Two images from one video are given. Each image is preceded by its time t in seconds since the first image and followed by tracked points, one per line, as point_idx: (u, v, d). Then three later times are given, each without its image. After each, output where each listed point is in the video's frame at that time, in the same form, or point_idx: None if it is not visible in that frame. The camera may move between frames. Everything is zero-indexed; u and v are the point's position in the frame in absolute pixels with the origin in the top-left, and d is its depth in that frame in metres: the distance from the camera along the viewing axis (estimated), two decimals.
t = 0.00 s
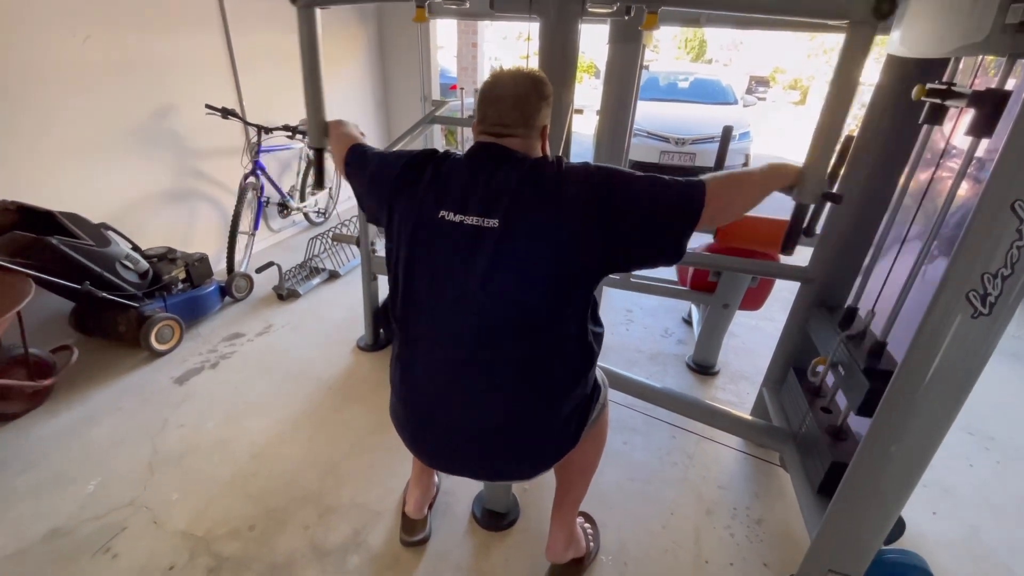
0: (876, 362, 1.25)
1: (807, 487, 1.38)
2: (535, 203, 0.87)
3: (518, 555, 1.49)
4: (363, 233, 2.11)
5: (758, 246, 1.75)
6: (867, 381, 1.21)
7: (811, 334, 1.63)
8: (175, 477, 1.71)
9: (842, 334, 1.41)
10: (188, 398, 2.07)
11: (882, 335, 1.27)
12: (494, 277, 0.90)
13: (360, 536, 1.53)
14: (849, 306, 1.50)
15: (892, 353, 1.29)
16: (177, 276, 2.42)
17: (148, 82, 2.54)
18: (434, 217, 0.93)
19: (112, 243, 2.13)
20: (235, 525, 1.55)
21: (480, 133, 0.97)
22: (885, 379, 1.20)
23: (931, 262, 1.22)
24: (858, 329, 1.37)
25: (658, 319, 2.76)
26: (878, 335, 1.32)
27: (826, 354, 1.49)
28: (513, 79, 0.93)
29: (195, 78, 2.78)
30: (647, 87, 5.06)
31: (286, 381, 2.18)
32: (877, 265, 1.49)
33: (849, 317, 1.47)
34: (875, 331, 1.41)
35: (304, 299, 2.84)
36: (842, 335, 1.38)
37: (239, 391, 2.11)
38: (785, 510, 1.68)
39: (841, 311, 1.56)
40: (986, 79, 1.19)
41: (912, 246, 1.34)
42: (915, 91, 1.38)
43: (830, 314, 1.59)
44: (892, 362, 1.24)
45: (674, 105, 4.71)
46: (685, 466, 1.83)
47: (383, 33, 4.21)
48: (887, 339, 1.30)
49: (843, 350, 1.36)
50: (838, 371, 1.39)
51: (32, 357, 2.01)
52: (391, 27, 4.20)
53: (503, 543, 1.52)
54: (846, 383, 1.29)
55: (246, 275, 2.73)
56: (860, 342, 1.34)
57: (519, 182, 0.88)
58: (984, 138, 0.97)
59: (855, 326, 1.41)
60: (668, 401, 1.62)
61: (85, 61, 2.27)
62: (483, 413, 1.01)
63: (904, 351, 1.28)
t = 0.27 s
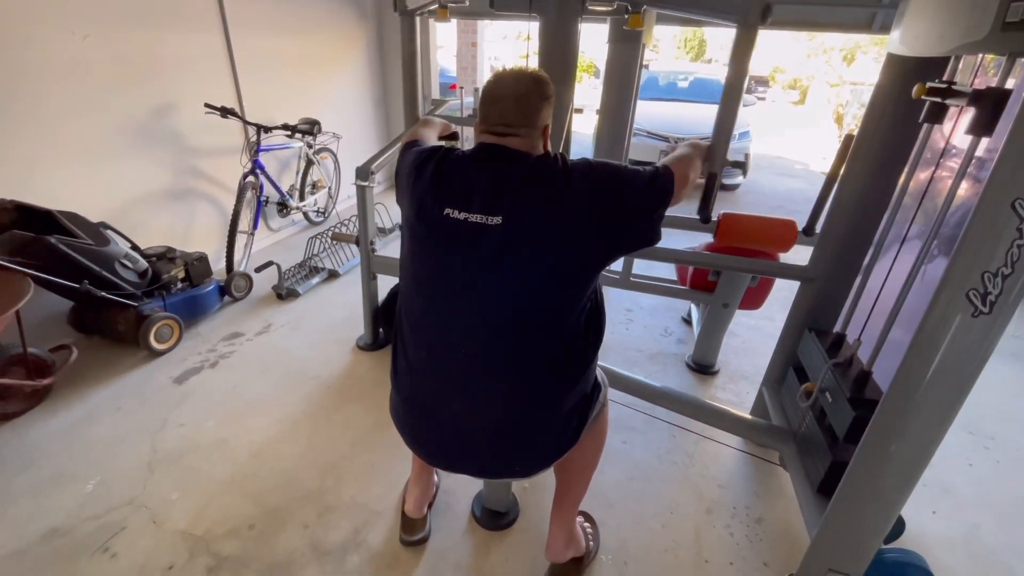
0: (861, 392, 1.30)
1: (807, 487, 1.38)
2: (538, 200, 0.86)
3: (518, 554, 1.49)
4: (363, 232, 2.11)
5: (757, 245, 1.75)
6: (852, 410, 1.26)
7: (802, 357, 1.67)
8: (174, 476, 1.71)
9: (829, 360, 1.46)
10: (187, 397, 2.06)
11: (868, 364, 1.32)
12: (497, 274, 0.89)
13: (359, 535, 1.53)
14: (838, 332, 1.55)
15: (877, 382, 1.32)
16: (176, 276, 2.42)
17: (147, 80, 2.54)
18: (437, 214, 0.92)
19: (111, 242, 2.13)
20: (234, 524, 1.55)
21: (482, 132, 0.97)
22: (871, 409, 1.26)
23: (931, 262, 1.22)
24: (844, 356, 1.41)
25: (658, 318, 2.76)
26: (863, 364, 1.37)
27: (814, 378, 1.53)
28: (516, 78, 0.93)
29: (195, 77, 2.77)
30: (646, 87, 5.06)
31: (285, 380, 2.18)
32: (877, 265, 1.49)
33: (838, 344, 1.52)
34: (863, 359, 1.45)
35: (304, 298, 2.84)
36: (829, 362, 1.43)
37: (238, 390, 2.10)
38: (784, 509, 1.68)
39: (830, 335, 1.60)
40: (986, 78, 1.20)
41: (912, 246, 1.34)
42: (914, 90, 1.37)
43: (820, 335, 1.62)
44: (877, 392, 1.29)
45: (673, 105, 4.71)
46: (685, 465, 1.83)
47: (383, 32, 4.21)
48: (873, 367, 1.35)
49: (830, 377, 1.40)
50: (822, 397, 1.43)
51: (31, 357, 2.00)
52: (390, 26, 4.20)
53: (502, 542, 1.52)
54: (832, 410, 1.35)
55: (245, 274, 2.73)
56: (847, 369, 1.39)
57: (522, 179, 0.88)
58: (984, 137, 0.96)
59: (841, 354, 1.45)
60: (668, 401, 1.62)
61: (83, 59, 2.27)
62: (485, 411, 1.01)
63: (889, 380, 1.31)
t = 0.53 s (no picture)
0: (854, 404, 1.32)
1: (806, 486, 1.38)
2: (538, 200, 0.86)
3: (518, 553, 1.49)
4: (362, 231, 2.11)
5: (757, 244, 1.75)
6: (845, 422, 1.28)
7: (797, 365, 1.68)
8: (174, 475, 1.70)
9: (824, 371, 1.47)
10: (187, 396, 2.06)
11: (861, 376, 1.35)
12: (497, 274, 0.89)
13: (359, 535, 1.52)
14: (833, 344, 1.59)
15: (869, 394, 1.35)
16: (175, 275, 2.41)
17: (146, 79, 2.53)
18: (437, 214, 0.92)
19: (109, 242, 2.12)
20: (234, 524, 1.54)
21: (482, 133, 0.97)
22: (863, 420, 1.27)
23: (930, 261, 1.22)
24: (839, 368, 1.43)
25: (657, 317, 2.76)
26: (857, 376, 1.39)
27: (809, 388, 1.54)
28: (516, 79, 0.93)
29: (194, 76, 2.77)
30: (646, 86, 5.06)
31: (285, 379, 2.17)
32: (876, 264, 1.49)
33: (832, 355, 1.55)
34: (856, 370, 1.47)
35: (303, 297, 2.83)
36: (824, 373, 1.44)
37: (237, 389, 2.10)
38: (784, 508, 1.68)
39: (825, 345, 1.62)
40: (986, 78, 1.21)
41: (911, 245, 1.34)
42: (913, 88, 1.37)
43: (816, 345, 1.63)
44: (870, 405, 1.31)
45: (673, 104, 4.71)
46: (685, 464, 1.83)
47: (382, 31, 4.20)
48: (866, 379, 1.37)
49: (824, 387, 1.41)
50: (816, 407, 1.44)
51: (30, 356, 1.99)
52: (389, 25, 4.20)
53: (502, 541, 1.52)
54: (826, 421, 1.37)
55: (244, 273, 2.73)
56: (841, 381, 1.40)
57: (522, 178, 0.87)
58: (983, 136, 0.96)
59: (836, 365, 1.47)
60: (668, 400, 1.62)
61: (82, 58, 2.26)
62: (484, 411, 1.01)
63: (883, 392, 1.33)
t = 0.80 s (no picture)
0: (852, 406, 1.32)
1: (805, 485, 1.38)
2: (539, 200, 0.86)
3: (517, 553, 1.49)
4: (361, 231, 2.11)
5: (756, 244, 1.75)
6: (843, 423, 1.28)
7: (795, 367, 1.68)
8: (172, 475, 1.70)
9: (821, 373, 1.47)
10: (186, 396, 2.06)
11: (858, 379, 1.35)
12: (496, 275, 0.89)
13: (357, 535, 1.52)
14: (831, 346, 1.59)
15: (867, 395, 1.35)
16: (174, 274, 2.41)
17: (145, 79, 2.53)
18: (437, 214, 0.92)
19: (108, 241, 2.12)
20: (233, 523, 1.54)
21: (481, 133, 0.96)
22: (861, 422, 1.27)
23: (929, 260, 1.22)
24: (837, 369, 1.43)
25: (656, 317, 2.76)
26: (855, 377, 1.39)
27: (807, 389, 1.54)
28: (515, 79, 0.93)
29: (193, 75, 2.77)
30: (645, 86, 5.06)
31: (284, 379, 2.17)
32: (874, 264, 1.49)
33: (831, 355, 1.55)
34: (853, 371, 1.47)
35: (302, 297, 2.83)
36: (822, 375, 1.44)
37: (236, 389, 2.10)
38: (782, 508, 1.68)
39: (823, 346, 1.62)
40: (985, 78, 1.21)
41: (910, 244, 1.34)
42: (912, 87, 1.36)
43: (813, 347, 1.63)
44: (868, 406, 1.32)
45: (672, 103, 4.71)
46: (684, 464, 1.83)
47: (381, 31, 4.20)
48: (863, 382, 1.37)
49: (822, 389, 1.41)
50: (815, 408, 1.44)
51: (29, 356, 1.99)
52: (388, 24, 4.19)
53: (501, 541, 1.52)
54: (824, 423, 1.37)
55: (243, 273, 2.73)
56: (838, 383, 1.40)
57: (522, 179, 0.87)
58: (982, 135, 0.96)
59: (834, 366, 1.47)
60: (668, 400, 1.62)
61: (80, 57, 2.26)
62: (483, 412, 1.01)
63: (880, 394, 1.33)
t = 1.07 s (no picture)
0: (851, 406, 1.32)
1: (805, 486, 1.38)
2: (537, 200, 0.86)
3: (517, 553, 1.49)
4: (361, 231, 2.11)
5: (756, 244, 1.75)
6: (843, 423, 1.28)
7: (795, 366, 1.68)
8: (173, 475, 1.70)
9: (821, 372, 1.48)
10: (186, 396, 2.06)
11: (858, 379, 1.36)
12: (495, 275, 0.89)
13: (357, 534, 1.52)
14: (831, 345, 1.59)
15: (867, 395, 1.35)
16: (174, 274, 2.41)
17: (145, 79, 2.53)
18: (436, 214, 0.92)
19: (108, 241, 2.12)
20: (233, 523, 1.54)
21: (480, 133, 0.96)
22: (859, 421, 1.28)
23: (929, 260, 1.22)
24: (837, 369, 1.44)
25: (656, 317, 2.76)
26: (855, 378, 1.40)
27: (807, 389, 1.54)
28: (514, 79, 0.93)
29: (193, 75, 2.77)
30: (645, 86, 5.06)
31: (284, 379, 2.17)
32: (874, 264, 1.49)
33: (830, 355, 1.56)
34: (852, 371, 1.47)
35: (302, 297, 2.83)
36: (822, 374, 1.44)
37: (236, 389, 2.10)
38: (782, 508, 1.68)
39: (823, 346, 1.63)
40: (985, 77, 1.21)
41: (910, 244, 1.34)
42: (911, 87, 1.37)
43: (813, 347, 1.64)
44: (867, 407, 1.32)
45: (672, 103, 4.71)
46: (683, 464, 1.83)
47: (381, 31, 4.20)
48: (863, 382, 1.38)
49: (822, 389, 1.42)
50: (815, 408, 1.45)
51: (29, 356, 1.99)
52: (388, 25, 4.19)
53: (501, 541, 1.52)
54: (823, 422, 1.37)
55: (243, 273, 2.73)
56: (838, 383, 1.41)
57: (521, 179, 0.87)
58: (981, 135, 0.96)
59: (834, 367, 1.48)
60: (667, 400, 1.62)
61: (80, 57, 2.26)
62: (482, 412, 1.01)
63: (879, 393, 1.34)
